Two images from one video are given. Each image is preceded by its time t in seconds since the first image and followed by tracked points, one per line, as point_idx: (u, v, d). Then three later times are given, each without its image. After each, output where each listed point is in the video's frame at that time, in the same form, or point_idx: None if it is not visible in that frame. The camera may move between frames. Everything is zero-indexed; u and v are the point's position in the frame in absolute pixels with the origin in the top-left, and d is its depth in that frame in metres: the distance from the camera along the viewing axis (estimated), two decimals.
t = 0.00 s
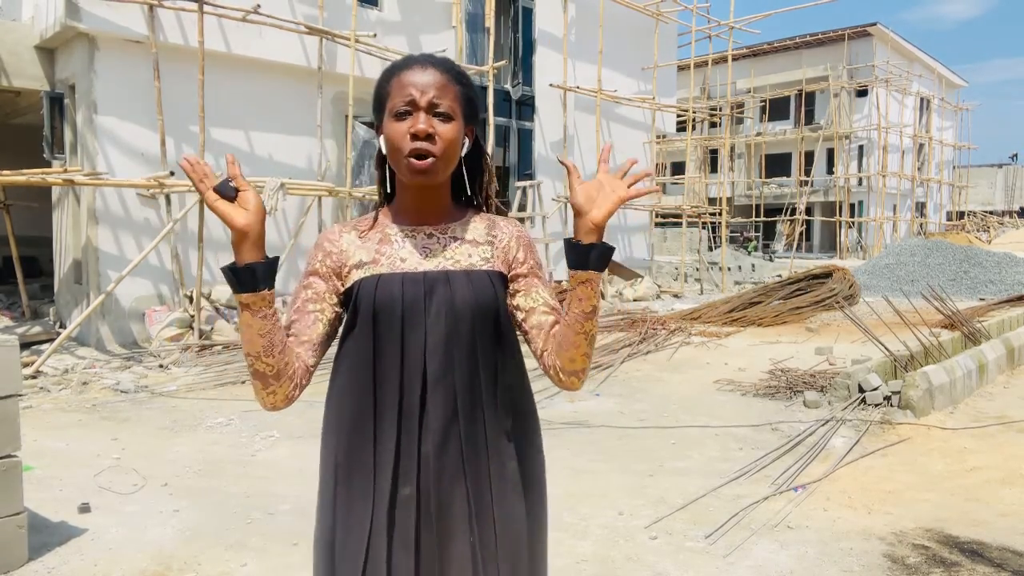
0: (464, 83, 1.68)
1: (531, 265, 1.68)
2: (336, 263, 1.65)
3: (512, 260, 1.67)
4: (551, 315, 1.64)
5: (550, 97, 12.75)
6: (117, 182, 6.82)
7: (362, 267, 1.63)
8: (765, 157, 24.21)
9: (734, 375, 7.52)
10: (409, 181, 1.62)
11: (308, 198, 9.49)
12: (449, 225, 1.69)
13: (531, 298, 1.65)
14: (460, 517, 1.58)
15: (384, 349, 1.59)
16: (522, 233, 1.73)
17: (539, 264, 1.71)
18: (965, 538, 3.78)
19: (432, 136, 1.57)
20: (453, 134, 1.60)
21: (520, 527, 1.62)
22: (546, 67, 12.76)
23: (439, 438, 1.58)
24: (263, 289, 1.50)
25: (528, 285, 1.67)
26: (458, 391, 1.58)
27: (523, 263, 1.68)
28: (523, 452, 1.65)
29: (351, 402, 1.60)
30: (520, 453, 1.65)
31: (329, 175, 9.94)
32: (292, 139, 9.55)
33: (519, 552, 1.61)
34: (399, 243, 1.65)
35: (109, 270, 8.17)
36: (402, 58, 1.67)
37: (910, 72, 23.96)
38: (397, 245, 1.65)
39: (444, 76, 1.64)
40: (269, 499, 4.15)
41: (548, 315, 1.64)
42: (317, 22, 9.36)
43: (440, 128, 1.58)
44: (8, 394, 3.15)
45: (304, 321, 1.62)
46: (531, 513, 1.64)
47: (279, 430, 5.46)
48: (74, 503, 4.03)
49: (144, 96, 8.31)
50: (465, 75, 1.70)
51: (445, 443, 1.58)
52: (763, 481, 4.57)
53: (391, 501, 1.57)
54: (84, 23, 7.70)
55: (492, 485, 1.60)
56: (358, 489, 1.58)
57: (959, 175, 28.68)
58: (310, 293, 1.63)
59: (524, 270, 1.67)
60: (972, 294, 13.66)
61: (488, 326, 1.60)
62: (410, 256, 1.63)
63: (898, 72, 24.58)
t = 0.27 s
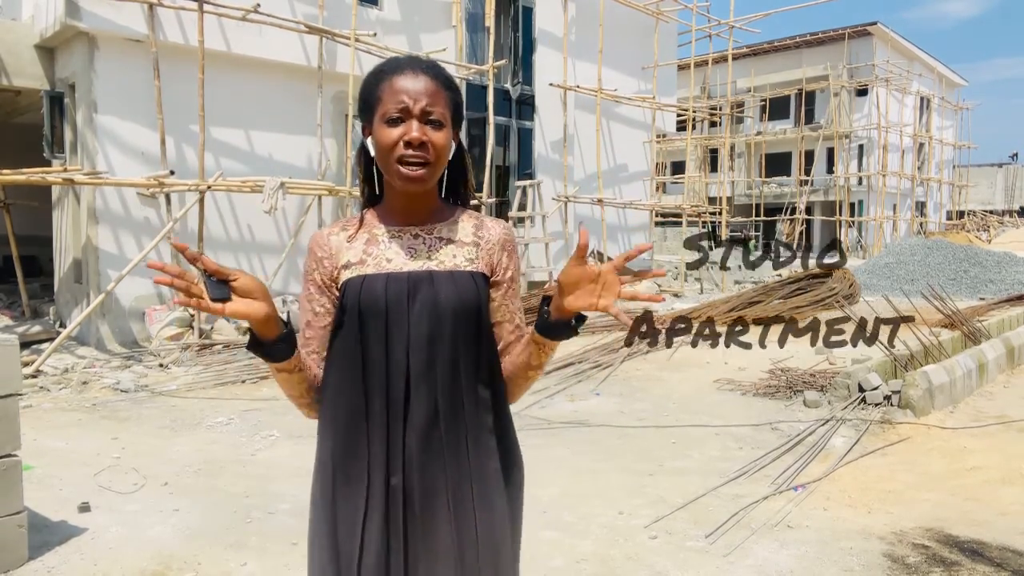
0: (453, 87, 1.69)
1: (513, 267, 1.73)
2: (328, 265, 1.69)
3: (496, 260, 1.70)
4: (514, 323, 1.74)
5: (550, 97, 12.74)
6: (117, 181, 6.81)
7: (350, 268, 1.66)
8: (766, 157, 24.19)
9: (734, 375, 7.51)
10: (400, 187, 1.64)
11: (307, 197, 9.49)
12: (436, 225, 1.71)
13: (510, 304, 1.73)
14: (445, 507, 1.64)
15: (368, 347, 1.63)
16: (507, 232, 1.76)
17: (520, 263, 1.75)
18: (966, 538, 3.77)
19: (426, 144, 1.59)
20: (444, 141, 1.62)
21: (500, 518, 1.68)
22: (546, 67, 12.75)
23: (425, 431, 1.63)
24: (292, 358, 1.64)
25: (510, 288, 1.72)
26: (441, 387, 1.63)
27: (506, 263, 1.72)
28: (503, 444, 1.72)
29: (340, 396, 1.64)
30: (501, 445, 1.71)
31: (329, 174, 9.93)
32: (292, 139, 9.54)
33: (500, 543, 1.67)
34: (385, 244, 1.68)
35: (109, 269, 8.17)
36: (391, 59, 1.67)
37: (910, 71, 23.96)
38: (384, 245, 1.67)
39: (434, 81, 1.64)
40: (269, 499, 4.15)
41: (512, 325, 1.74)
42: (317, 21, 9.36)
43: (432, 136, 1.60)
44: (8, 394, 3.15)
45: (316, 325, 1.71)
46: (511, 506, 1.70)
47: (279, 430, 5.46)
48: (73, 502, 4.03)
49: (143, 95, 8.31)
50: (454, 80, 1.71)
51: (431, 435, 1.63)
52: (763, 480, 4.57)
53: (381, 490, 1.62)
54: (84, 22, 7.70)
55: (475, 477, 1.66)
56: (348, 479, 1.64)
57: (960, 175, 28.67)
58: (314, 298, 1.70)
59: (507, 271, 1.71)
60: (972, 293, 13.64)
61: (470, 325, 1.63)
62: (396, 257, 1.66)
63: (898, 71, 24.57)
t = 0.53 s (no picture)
0: (438, 88, 1.67)
1: (502, 265, 1.72)
2: (322, 265, 1.68)
3: (485, 259, 1.69)
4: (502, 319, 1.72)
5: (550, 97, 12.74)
6: (117, 181, 6.81)
7: (342, 269, 1.66)
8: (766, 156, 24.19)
9: (734, 375, 7.51)
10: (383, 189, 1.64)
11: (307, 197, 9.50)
12: (427, 223, 1.68)
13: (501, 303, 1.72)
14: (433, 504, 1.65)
15: (360, 346, 1.63)
16: (498, 226, 1.74)
17: (509, 260, 1.74)
18: (966, 538, 3.77)
19: (404, 146, 1.58)
20: (426, 143, 1.61)
21: (487, 518, 1.68)
22: (546, 67, 12.75)
23: (415, 429, 1.63)
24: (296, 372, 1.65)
25: (499, 287, 1.71)
26: (431, 386, 1.63)
27: (494, 261, 1.70)
28: (493, 444, 1.72)
29: (331, 392, 1.65)
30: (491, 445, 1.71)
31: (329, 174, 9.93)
32: (292, 138, 9.54)
33: (486, 542, 1.67)
34: (376, 245, 1.66)
35: (109, 269, 8.17)
36: (375, 63, 1.67)
37: (910, 71, 23.95)
38: (374, 246, 1.66)
39: (416, 82, 1.63)
40: (269, 499, 4.15)
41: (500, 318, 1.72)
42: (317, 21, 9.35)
43: (412, 137, 1.59)
44: (8, 394, 3.14)
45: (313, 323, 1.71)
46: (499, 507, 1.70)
47: (279, 430, 5.46)
48: (73, 502, 4.03)
49: (143, 95, 8.31)
50: (440, 80, 1.69)
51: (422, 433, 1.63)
52: (763, 480, 4.57)
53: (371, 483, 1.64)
54: (84, 22, 7.70)
55: (463, 476, 1.66)
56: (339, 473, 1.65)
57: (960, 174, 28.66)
58: (310, 297, 1.69)
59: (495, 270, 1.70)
60: (972, 293, 13.64)
61: (459, 326, 1.63)
62: (386, 260, 1.64)
63: (898, 71, 24.57)
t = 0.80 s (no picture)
0: (433, 92, 1.67)
1: (494, 267, 1.71)
2: (316, 262, 1.68)
3: (476, 261, 1.69)
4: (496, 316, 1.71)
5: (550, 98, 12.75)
6: (117, 182, 6.81)
7: (335, 268, 1.66)
8: (766, 157, 24.20)
9: (733, 376, 7.52)
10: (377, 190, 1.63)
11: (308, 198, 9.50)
12: (419, 227, 1.69)
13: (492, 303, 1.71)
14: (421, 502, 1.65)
15: (351, 348, 1.63)
16: (491, 231, 1.74)
17: (502, 263, 1.74)
18: (966, 539, 3.77)
19: (397, 149, 1.58)
20: (419, 146, 1.60)
21: (475, 518, 1.68)
22: (546, 68, 12.76)
23: (406, 427, 1.63)
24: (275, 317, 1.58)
25: (491, 287, 1.71)
26: (422, 384, 1.63)
27: (486, 264, 1.70)
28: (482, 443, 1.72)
29: (321, 394, 1.64)
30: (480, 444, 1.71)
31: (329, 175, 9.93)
32: (292, 139, 9.55)
33: (475, 543, 1.68)
34: (368, 247, 1.66)
35: (109, 270, 8.17)
36: (371, 66, 1.67)
37: (911, 72, 23.96)
38: (367, 248, 1.66)
39: (412, 86, 1.63)
40: (269, 499, 4.15)
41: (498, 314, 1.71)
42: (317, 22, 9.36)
43: (405, 141, 1.59)
44: (8, 395, 3.15)
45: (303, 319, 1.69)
46: (488, 507, 1.71)
47: (280, 430, 5.46)
48: (74, 503, 4.03)
49: (143, 96, 8.31)
50: (436, 83, 1.69)
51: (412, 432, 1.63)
52: (763, 481, 4.57)
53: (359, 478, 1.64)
54: (84, 23, 7.70)
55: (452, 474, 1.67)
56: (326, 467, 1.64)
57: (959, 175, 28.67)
58: (302, 292, 1.68)
59: (488, 272, 1.70)
60: (972, 294, 13.64)
61: (449, 327, 1.64)
62: (378, 261, 1.65)
63: (898, 72, 24.58)
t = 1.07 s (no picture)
0: (437, 94, 1.66)
1: (494, 268, 1.71)
2: (316, 263, 1.67)
3: (476, 263, 1.68)
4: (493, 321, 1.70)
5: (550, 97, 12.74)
6: (117, 181, 6.80)
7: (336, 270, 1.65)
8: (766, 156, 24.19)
9: (733, 375, 7.51)
10: (383, 194, 1.61)
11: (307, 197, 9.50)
12: (419, 228, 1.67)
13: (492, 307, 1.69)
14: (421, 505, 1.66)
15: (350, 350, 1.64)
16: (490, 229, 1.73)
17: (502, 264, 1.73)
18: (966, 538, 3.77)
19: (409, 154, 1.56)
20: (428, 150, 1.59)
21: (477, 521, 1.68)
22: (546, 67, 12.75)
23: (405, 430, 1.64)
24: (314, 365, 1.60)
25: (491, 289, 1.70)
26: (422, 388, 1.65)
27: (486, 265, 1.70)
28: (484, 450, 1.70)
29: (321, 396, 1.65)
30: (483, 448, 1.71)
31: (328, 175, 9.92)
32: (292, 139, 9.54)
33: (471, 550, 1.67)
34: (369, 248, 1.65)
35: (108, 269, 8.17)
36: (374, 66, 1.65)
37: (911, 71, 23.95)
38: (367, 249, 1.65)
39: (419, 89, 1.61)
40: (269, 499, 4.15)
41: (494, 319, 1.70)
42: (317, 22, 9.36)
43: (415, 145, 1.58)
44: (8, 394, 3.14)
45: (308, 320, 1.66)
46: (492, 514, 1.71)
47: (279, 430, 5.46)
48: (73, 502, 4.03)
49: (143, 95, 8.31)
50: (440, 85, 1.68)
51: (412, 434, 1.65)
52: (763, 480, 4.57)
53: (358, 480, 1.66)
54: (84, 22, 7.69)
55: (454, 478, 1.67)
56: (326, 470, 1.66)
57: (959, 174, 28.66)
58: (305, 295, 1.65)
59: (488, 274, 1.69)
60: (972, 293, 13.64)
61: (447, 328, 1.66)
62: (379, 263, 1.64)
63: (898, 71, 24.56)
